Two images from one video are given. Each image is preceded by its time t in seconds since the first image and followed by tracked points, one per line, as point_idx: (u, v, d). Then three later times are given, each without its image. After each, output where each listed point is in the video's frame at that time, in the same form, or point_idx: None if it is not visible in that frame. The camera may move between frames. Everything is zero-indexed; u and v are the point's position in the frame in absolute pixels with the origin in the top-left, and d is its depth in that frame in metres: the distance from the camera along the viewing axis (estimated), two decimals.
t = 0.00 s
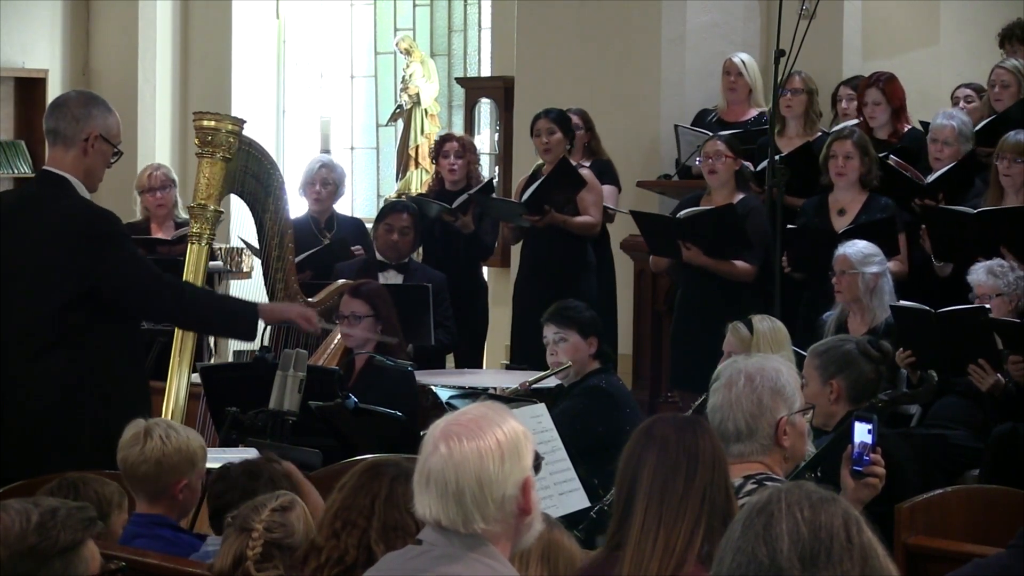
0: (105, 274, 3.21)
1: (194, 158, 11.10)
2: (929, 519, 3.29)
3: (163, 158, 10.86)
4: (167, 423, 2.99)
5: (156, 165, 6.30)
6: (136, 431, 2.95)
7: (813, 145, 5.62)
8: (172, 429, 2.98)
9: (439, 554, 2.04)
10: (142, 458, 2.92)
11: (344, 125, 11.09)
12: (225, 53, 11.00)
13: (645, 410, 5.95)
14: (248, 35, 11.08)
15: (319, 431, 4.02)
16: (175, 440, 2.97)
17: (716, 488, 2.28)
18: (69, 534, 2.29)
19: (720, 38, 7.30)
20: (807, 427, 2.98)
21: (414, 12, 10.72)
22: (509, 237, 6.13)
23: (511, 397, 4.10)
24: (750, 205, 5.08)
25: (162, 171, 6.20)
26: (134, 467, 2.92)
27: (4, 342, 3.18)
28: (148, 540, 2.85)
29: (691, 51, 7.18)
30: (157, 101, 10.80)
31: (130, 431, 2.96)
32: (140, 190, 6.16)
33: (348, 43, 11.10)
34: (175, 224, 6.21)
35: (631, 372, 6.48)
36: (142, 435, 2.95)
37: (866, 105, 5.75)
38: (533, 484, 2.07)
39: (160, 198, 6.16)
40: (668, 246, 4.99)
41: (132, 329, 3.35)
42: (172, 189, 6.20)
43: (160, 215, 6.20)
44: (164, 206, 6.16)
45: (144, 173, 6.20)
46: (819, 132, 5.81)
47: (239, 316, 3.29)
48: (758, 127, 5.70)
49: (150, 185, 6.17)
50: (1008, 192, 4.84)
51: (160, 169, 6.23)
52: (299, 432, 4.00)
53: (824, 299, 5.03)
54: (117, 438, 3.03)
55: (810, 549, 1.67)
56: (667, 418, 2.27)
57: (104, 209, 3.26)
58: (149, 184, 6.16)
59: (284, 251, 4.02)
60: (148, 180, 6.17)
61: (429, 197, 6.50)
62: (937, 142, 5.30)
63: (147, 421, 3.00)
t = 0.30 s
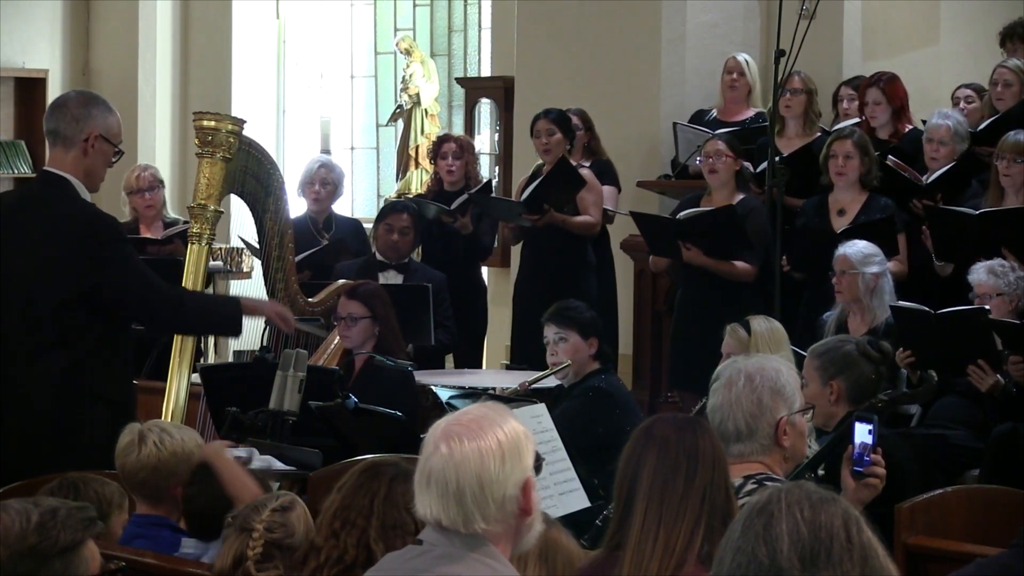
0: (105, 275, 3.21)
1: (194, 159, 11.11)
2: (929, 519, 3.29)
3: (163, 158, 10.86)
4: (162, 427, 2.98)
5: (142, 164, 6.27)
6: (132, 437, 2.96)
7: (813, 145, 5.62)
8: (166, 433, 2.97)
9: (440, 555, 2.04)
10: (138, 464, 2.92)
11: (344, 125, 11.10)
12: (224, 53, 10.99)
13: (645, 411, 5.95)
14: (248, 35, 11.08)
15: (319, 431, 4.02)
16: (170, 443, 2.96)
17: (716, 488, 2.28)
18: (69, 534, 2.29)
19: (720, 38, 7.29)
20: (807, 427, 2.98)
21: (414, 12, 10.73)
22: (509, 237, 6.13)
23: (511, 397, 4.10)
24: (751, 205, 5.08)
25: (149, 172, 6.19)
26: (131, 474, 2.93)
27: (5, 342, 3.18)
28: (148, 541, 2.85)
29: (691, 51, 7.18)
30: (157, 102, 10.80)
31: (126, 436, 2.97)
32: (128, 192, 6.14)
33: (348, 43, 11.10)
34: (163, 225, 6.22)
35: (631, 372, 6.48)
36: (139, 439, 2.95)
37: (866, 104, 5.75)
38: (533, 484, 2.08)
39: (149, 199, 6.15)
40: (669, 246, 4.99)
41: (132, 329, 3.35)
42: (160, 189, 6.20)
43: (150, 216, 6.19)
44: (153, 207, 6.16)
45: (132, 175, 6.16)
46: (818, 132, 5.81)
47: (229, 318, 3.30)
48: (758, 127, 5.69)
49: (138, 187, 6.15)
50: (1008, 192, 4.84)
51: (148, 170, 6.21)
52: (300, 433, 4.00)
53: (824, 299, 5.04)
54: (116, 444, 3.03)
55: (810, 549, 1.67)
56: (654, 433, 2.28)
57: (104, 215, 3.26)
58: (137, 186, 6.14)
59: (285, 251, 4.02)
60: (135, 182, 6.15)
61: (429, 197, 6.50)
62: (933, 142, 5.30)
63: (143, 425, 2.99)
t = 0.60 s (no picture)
0: (106, 275, 3.20)
1: (194, 158, 11.10)
2: (929, 519, 3.29)
3: (163, 158, 10.86)
4: (159, 428, 3.05)
5: (133, 165, 6.27)
6: (129, 438, 3.01)
7: (813, 146, 5.62)
8: (163, 433, 3.03)
9: (439, 554, 2.04)
10: (135, 464, 2.98)
11: (344, 125, 11.11)
12: (225, 52, 10.99)
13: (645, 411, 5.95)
14: (248, 35, 11.08)
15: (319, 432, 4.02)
16: (167, 444, 3.02)
17: (716, 488, 2.28)
18: (69, 534, 2.28)
19: (720, 38, 7.29)
20: (807, 427, 2.97)
21: (414, 12, 10.72)
22: (508, 238, 6.13)
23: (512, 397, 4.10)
24: (751, 206, 5.08)
25: (140, 171, 6.18)
26: (129, 474, 2.98)
27: (5, 342, 3.18)
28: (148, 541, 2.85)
29: (691, 51, 7.17)
30: (157, 101, 10.80)
31: (124, 437, 3.03)
32: (119, 191, 6.13)
33: (348, 43, 11.10)
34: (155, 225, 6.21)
35: (631, 372, 6.48)
36: (137, 440, 3.01)
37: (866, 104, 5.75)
38: (533, 485, 2.08)
39: (139, 198, 6.14)
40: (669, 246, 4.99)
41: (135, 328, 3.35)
42: (150, 189, 6.19)
43: (141, 216, 6.18)
44: (144, 206, 6.15)
45: (122, 174, 6.15)
46: (817, 132, 5.80)
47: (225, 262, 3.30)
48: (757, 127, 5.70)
49: (129, 186, 6.14)
50: (1008, 192, 4.83)
51: (138, 169, 6.20)
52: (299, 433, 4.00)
53: (825, 299, 5.03)
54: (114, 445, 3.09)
55: (809, 549, 1.67)
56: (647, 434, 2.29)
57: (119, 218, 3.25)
58: (127, 185, 6.13)
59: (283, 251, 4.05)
60: (126, 181, 6.15)
61: (429, 197, 6.50)
62: (930, 142, 5.29)
63: (140, 428, 3.06)
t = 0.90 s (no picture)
0: (106, 277, 3.21)
1: (194, 158, 11.10)
2: (930, 519, 3.29)
3: (163, 158, 10.86)
4: (157, 428, 3.05)
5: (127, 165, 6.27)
6: (129, 438, 3.03)
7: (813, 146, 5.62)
8: (162, 433, 3.04)
9: (440, 554, 2.04)
10: (135, 464, 2.99)
11: (344, 125, 11.12)
12: (225, 52, 10.99)
13: (646, 411, 5.95)
14: (248, 34, 11.08)
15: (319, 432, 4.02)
16: (166, 444, 3.03)
17: (716, 488, 2.28)
18: (69, 534, 2.28)
19: (720, 38, 7.29)
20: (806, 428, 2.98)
21: (414, 12, 10.73)
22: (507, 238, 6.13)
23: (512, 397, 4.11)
24: (751, 206, 5.08)
25: (132, 171, 6.17)
26: (128, 474, 3.00)
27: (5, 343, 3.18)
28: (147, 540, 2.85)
29: (691, 51, 7.17)
30: (158, 101, 10.80)
31: (123, 437, 3.04)
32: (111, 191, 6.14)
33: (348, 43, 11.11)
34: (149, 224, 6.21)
35: (631, 372, 6.48)
36: (136, 440, 3.02)
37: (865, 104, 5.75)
38: (535, 485, 2.08)
39: (132, 198, 6.14)
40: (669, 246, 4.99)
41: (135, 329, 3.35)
42: (144, 189, 6.19)
43: (134, 215, 6.18)
44: (137, 207, 6.15)
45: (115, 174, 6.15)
46: (817, 132, 5.80)
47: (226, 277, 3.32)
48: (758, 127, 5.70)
49: (122, 186, 6.14)
50: (1008, 192, 4.84)
51: (131, 169, 6.20)
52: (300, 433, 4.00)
53: (825, 299, 5.03)
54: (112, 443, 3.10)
55: (810, 549, 1.67)
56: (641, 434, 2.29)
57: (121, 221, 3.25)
58: (120, 184, 6.14)
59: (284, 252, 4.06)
60: (119, 181, 6.14)
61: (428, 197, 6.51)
62: (927, 142, 5.30)
63: (139, 427, 3.07)
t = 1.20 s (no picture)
0: (106, 276, 3.21)
1: (194, 159, 11.10)
2: (930, 519, 3.30)
3: (163, 158, 10.85)
4: (156, 428, 3.06)
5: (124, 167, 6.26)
6: (128, 438, 3.03)
7: (813, 146, 5.62)
8: (162, 432, 3.05)
9: (440, 554, 2.04)
10: (134, 463, 3.00)
11: (344, 125, 11.12)
12: (225, 52, 10.98)
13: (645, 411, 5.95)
14: (248, 34, 11.08)
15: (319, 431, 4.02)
16: (166, 443, 3.03)
17: (716, 488, 2.28)
18: (69, 535, 2.28)
19: (719, 38, 7.28)
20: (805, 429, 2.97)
21: (414, 12, 10.73)
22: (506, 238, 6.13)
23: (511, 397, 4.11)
24: (750, 206, 5.08)
25: (129, 175, 6.16)
26: (128, 473, 3.00)
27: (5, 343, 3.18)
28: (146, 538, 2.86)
29: (691, 51, 7.17)
30: (157, 101, 10.79)
31: (122, 437, 3.04)
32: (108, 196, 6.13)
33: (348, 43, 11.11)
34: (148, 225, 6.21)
35: (631, 373, 6.49)
36: (135, 440, 3.02)
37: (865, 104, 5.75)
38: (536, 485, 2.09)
39: (128, 203, 6.14)
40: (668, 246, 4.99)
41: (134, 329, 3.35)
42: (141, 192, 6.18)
43: (132, 218, 6.18)
44: (133, 211, 6.14)
45: (112, 179, 6.14)
46: (817, 132, 5.80)
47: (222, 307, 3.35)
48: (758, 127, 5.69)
49: (118, 190, 6.13)
50: (1008, 191, 4.83)
51: (128, 173, 6.19)
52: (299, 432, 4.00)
53: (825, 299, 5.03)
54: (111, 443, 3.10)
55: (809, 549, 1.67)
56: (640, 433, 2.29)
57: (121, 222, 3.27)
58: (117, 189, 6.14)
59: (285, 251, 4.07)
60: (116, 185, 6.14)
61: (428, 197, 6.50)
62: (926, 142, 5.29)
63: (139, 426, 3.07)
